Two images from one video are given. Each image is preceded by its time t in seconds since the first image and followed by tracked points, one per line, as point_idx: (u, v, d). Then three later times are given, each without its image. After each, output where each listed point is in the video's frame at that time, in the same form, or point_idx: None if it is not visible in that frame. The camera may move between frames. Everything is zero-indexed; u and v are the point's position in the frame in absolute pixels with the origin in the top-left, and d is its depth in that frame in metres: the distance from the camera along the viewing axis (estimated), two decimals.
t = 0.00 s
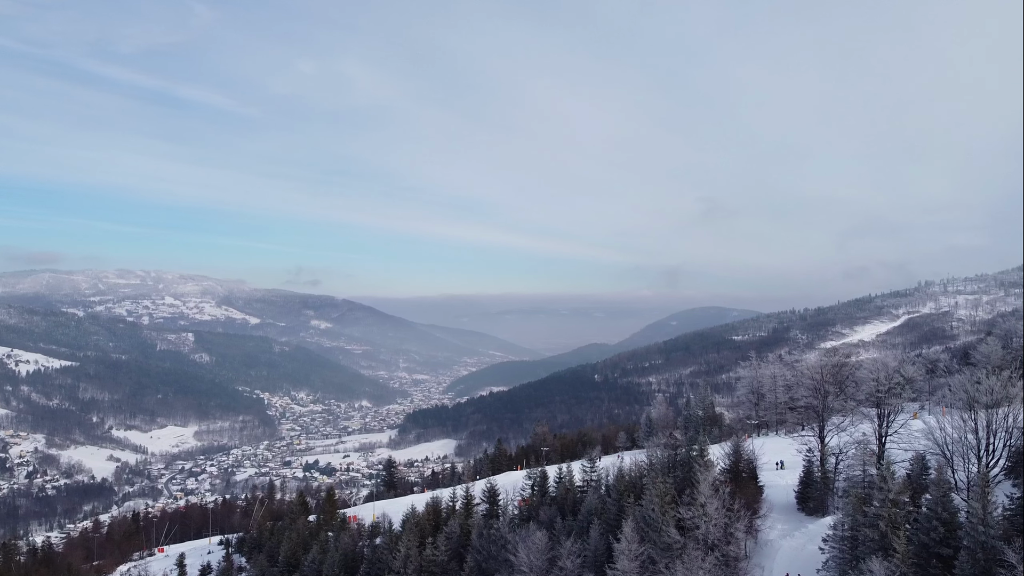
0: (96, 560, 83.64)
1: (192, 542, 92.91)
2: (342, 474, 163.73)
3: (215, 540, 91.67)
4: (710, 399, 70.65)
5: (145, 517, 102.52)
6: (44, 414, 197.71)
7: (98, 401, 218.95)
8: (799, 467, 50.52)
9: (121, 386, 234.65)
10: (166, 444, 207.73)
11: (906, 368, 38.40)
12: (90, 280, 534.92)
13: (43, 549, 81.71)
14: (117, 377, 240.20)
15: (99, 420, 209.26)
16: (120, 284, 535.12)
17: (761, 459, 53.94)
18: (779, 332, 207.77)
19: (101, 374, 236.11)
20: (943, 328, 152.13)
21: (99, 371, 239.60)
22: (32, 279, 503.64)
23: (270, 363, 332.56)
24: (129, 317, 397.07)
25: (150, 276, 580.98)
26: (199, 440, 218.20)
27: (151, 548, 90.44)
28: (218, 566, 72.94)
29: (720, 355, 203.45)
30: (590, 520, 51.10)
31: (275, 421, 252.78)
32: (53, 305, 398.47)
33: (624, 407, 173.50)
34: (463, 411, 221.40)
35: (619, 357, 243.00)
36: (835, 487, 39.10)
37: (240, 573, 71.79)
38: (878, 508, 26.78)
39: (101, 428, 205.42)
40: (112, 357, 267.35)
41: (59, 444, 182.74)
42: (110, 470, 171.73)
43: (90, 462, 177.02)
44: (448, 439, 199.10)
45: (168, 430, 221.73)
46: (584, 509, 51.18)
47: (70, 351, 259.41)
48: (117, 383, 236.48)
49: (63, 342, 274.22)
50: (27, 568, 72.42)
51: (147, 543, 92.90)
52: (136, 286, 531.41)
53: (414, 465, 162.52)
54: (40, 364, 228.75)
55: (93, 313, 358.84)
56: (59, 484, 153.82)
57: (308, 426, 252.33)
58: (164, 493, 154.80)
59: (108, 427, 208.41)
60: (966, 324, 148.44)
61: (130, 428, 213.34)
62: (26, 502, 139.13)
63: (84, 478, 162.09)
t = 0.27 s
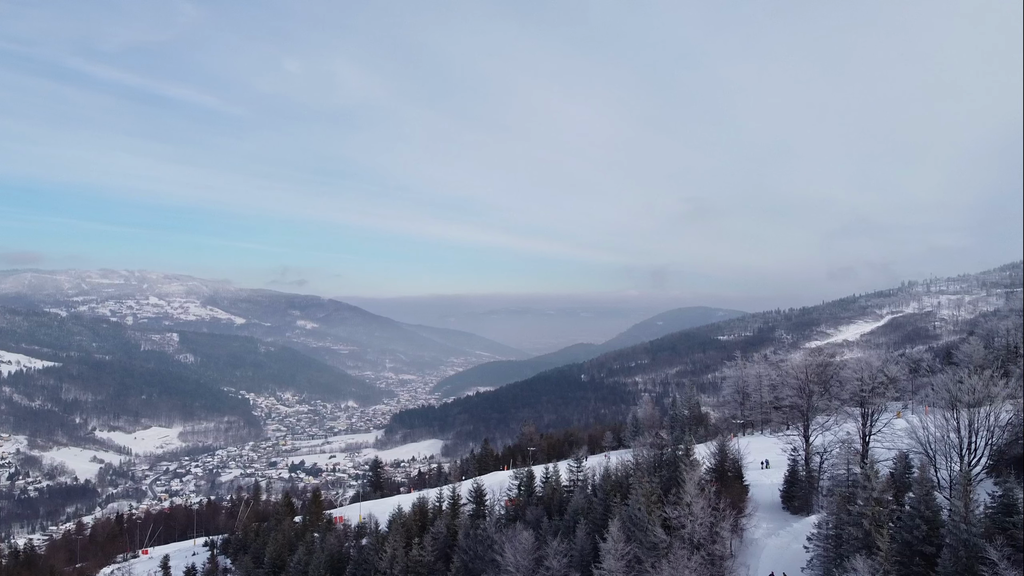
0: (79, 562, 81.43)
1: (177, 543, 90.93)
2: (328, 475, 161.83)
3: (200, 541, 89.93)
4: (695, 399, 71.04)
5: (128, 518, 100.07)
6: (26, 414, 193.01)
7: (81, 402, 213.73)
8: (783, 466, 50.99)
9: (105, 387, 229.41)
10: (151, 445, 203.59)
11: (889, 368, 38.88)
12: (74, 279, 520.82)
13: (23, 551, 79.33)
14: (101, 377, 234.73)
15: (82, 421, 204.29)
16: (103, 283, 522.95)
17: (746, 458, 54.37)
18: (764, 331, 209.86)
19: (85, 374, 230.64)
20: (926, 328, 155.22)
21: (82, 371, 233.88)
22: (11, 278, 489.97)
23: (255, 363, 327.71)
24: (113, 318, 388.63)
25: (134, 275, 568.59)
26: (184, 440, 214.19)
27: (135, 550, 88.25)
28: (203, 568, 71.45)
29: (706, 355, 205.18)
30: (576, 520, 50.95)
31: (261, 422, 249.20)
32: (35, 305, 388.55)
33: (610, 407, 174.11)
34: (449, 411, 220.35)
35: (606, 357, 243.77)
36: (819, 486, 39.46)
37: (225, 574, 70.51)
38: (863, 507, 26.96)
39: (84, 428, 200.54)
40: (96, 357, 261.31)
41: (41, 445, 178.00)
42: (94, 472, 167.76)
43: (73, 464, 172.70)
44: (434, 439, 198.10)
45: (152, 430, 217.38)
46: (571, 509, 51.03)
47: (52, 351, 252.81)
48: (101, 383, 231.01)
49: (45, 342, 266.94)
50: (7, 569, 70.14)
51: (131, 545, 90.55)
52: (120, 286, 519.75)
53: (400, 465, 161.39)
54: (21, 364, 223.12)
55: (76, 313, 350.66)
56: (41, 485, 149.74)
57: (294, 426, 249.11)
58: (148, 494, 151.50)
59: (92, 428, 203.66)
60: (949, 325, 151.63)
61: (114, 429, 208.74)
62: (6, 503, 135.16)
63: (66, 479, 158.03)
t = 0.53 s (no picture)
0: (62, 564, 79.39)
1: (161, 545, 89.04)
2: (314, 475, 160.02)
3: (186, 542, 88.23)
4: (682, 398, 71.42)
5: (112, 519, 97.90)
6: (7, 415, 187.95)
7: (64, 403, 208.74)
8: (768, 465, 51.48)
9: (89, 387, 224.33)
10: (135, 446, 199.70)
11: (873, 367, 39.34)
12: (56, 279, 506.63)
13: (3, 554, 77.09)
14: (85, 378, 229.38)
15: (65, 422, 199.51)
16: (87, 283, 510.55)
17: (732, 458, 54.78)
18: (750, 331, 212.12)
19: (68, 375, 225.28)
20: (908, 327, 158.44)
21: (65, 372, 228.35)
22: None
23: (241, 363, 322.77)
24: (97, 318, 380.55)
25: (118, 275, 556.24)
26: (169, 441, 210.47)
27: (121, 552, 86.35)
28: (187, 570, 70.07)
29: (692, 355, 206.97)
30: (562, 520, 50.82)
31: (247, 422, 245.74)
32: (16, 305, 378.67)
33: (597, 406, 174.76)
34: (436, 411, 219.42)
35: (592, 357, 244.71)
36: (804, 485, 39.80)
37: None
38: (847, 506, 27.12)
39: (67, 430, 195.88)
40: (80, 357, 255.35)
41: (22, 446, 173.36)
42: (77, 473, 163.91)
43: (55, 465, 168.52)
44: (421, 440, 196.88)
45: (137, 431, 213.28)
46: (558, 509, 50.82)
47: (34, 352, 246.20)
48: (84, 384, 225.80)
49: (27, 342, 260.16)
50: None
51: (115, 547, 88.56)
52: (104, 285, 508.33)
53: (387, 465, 160.26)
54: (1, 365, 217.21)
55: (58, 313, 342.74)
56: (22, 487, 145.73)
57: (280, 427, 245.95)
58: (133, 496, 148.34)
59: (75, 429, 199.06)
60: (932, 324, 155.08)
61: (98, 430, 204.30)
62: None
63: (49, 481, 154.04)
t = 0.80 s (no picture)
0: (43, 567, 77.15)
1: (144, 547, 87.07)
2: (300, 476, 157.98)
3: (170, 544, 86.33)
4: (668, 398, 71.83)
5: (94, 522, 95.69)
6: None
7: (46, 403, 203.49)
8: (753, 465, 51.89)
9: (72, 388, 218.89)
10: (119, 447, 195.92)
11: (857, 367, 39.77)
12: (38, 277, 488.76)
13: None
14: (68, 379, 223.77)
15: (47, 423, 194.39)
16: (69, 283, 497.77)
17: (719, 457, 55.15)
18: (736, 331, 214.14)
19: (50, 376, 219.69)
20: (892, 328, 161.04)
21: (48, 372, 222.53)
22: None
23: (226, 363, 317.53)
24: (80, 318, 372.27)
25: (101, 274, 543.13)
26: (154, 442, 206.77)
27: (104, 554, 84.19)
28: (171, 571, 68.60)
29: (678, 354, 208.42)
30: (549, 519, 50.69)
31: (232, 423, 242.00)
32: None
33: (584, 406, 175.09)
34: (423, 411, 218.17)
35: (579, 356, 245.28)
36: (789, 484, 40.15)
37: None
38: (831, 504, 27.38)
39: (50, 431, 191.02)
40: (63, 358, 248.94)
41: (3, 448, 168.45)
42: (59, 475, 159.81)
43: (37, 466, 164.07)
44: (407, 440, 195.58)
45: (121, 432, 209.26)
46: (544, 508, 50.68)
47: (14, 352, 239.01)
48: (67, 385, 220.21)
49: (7, 342, 253.22)
50: None
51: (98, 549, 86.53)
52: (85, 284, 496.54)
53: (373, 466, 159.12)
54: None
55: (40, 313, 334.73)
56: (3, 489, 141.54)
57: (266, 427, 242.54)
58: (116, 497, 145.11)
59: (57, 430, 194.36)
60: (914, 324, 158.46)
61: (81, 431, 199.96)
62: None
63: (31, 483, 149.76)
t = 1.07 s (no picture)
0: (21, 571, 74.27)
1: (126, 550, 84.67)
2: (286, 477, 155.63)
3: (154, 546, 84.12)
4: (654, 398, 72.11)
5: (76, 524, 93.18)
6: None
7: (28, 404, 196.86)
8: (739, 464, 52.22)
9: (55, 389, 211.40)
10: (102, 448, 192.44)
11: (841, 367, 40.12)
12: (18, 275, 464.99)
13: None
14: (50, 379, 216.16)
15: (30, 424, 187.69)
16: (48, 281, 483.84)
17: (704, 456, 55.56)
18: (722, 331, 216.20)
19: (32, 376, 212.58)
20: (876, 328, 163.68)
21: (29, 372, 214.96)
22: None
23: (211, 364, 312.25)
24: (63, 318, 364.04)
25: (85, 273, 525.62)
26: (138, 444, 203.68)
27: (86, 557, 81.70)
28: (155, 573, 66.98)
29: (665, 354, 209.81)
30: (536, 519, 50.44)
31: (217, 424, 237.83)
32: None
33: (571, 406, 175.37)
34: (410, 411, 216.77)
35: (565, 356, 245.72)
36: (774, 483, 40.44)
37: None
38: (816, 503, 27.59)
39: (32, 432, 184.52)
40: (47, 357, 241.42)
41: None
42: (41, 477, 154.92)
43: (19, 468, 158.18)
44: (394, 440, 194.18)
45: (104, 434, 205.57)
46: (531, 508, 50.42)
47: None
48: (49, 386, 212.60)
49: None
50: None
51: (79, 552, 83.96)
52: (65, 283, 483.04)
53: (359, 466, 157.67)
54: None
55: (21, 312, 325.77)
56: None
57: (251, 428, 238.66)
58: (99, 499, 141.41)
59: (39, 431, 188.22)
60: (897, 325, 161.57)
61: (64, 433, 195.34)
62: None
63: (12, 484, 143.84)
